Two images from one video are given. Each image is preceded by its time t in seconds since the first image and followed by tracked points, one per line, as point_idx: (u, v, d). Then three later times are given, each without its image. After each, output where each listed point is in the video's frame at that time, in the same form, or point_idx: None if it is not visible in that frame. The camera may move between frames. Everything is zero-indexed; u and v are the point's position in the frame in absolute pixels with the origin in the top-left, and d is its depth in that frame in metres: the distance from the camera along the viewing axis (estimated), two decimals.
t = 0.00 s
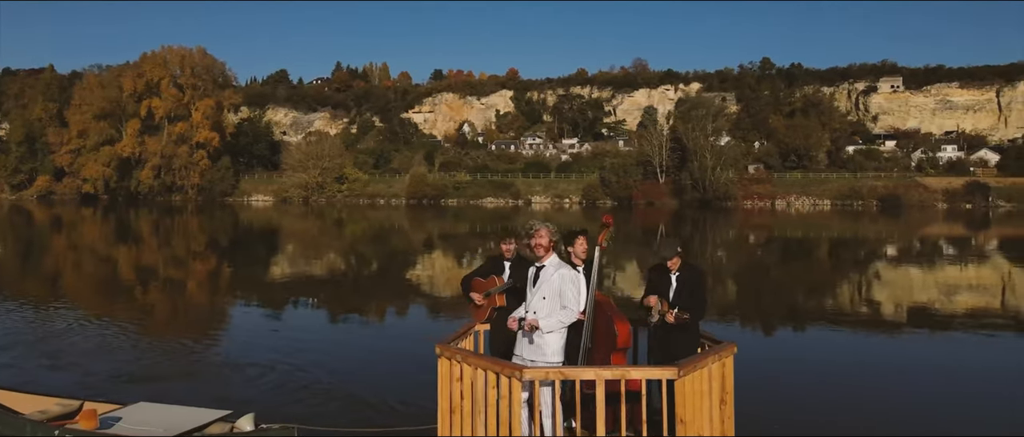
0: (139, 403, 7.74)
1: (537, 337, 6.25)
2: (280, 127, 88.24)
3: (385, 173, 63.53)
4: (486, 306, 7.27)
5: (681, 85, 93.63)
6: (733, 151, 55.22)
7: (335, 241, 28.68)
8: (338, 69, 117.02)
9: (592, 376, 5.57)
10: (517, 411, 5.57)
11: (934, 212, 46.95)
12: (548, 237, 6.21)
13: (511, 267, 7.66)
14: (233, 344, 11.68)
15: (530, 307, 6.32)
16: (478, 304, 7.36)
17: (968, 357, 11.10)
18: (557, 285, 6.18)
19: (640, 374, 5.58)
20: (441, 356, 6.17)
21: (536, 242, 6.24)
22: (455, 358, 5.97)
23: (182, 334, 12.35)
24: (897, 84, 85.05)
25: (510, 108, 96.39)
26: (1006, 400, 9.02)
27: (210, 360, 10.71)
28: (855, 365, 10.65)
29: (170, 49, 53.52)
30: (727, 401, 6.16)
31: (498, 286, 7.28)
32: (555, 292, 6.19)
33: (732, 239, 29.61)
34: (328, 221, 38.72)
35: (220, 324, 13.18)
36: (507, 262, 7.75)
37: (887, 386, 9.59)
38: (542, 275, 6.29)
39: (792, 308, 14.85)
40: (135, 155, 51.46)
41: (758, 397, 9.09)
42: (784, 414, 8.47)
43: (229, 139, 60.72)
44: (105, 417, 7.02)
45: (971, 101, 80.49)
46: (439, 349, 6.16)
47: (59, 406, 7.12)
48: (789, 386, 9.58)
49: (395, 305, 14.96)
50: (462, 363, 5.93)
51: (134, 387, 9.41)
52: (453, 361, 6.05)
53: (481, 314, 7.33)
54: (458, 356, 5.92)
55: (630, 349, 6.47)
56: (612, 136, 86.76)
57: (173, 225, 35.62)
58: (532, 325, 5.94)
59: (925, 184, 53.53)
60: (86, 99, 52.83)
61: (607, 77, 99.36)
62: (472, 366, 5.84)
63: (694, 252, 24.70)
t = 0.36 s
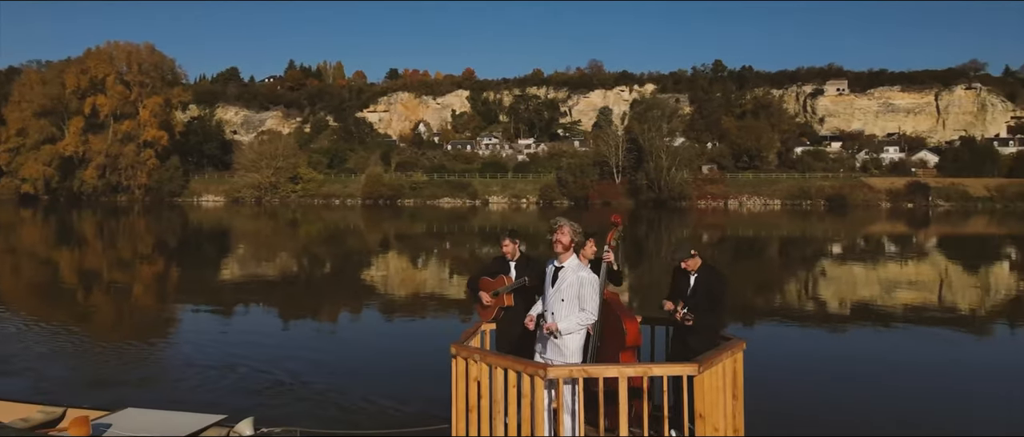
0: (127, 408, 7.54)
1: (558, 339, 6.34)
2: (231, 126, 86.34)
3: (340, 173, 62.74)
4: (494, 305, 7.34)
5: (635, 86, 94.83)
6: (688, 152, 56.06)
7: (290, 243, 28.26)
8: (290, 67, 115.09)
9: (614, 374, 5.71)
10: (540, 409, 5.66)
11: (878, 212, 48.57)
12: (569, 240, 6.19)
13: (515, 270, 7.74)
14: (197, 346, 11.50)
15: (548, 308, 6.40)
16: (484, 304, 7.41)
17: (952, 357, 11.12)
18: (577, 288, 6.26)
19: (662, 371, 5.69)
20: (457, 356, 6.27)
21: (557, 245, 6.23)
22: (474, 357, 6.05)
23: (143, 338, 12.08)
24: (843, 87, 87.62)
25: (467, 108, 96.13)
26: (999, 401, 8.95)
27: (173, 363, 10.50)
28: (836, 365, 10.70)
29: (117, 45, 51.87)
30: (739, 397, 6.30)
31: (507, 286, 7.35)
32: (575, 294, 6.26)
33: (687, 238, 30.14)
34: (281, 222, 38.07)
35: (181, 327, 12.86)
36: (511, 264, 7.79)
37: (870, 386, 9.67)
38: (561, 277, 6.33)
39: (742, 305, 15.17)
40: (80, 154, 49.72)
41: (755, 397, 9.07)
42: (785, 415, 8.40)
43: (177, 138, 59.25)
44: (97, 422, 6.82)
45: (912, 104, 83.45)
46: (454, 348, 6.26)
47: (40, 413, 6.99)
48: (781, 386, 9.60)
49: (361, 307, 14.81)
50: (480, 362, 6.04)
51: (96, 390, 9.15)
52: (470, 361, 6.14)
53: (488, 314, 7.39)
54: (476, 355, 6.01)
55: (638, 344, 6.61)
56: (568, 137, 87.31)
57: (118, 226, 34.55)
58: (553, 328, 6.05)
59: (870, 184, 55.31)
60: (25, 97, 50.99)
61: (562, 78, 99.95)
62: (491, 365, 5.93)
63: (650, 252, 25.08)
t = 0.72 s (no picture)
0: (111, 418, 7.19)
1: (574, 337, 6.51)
2: (165, 124, 83.57)
3: (282, 173, 61.46)
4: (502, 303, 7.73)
5: (578, 88, 95.87)
6: (631, 153, 56.88)
7: (229, 244, 27.49)
8: (228, 64, 112.09)
9: (639, 370, 5.78)
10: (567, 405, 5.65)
11: (812, 211, 50.40)
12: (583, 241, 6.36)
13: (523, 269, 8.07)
14: (151, 349, 11.25)
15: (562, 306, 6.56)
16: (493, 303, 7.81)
17: (929, 355, 11.22)
18: (592, 286, 6.41)
19: (684, 366, 5.75)
20: (473, 355, 6.28)
21: (570, 247, 6.41)
22: (493, 356, 6.07)
23: (89, 341, 11.76)
24: (778, 91, 90.50)
25: (410, 107, 95.54)
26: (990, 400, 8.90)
27: (130, 367, 10.23)
28: (817, 364, 10.67)
29: (42, 38, 49.57)
30: (747, 391, 6.41)
31: (513, 286, 7.68)
32: (591, 293, 6.42)
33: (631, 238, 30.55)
34: (220, 223, 37.11)
35: (132, 332, 12.48)
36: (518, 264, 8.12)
37: (852, 383, 9.70)
38: (575, 276, 6.49)
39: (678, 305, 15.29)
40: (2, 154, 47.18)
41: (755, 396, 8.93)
42: (785, 416, 8.26)
43: (108, 136, 57.07)
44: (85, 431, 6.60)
45: (842, 108, 86.79)
46: (470, 348, 6.27)
47: (16, 423, 7.31)
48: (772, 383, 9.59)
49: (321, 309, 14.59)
50: (500, 361, 6.06)
51: (50, 396, 8.84)
52: (489, 359, 6.17)
53: (495, 313, 7.80)
54: (496, 353, 6.02)
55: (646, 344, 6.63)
56: (512, 137, 87.44)
57: (45, 228, 33.07)
58: (571, 326, 6.21)
59: (804, 184, 57.32)
60: None
61: (507, 79, 100.37)
62: (512, 363, 5.94)
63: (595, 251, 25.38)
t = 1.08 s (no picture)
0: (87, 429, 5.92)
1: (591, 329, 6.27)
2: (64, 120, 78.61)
3: (195, 173, 58.91)
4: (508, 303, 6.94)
5: (501, 88, 96.34)
6: (556, 154, 57.59)
7: (139, 247, 26.12)
8: (132, 58, 106.41)
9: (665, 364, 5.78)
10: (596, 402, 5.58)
11: (727, 210, 52.51)
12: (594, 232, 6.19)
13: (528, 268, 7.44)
14: (83, 357, 10.73)
15: (574, 301, 6.37)
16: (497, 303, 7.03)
17: (894, 353, 11.32)
18: (607, 277, 6.28)
19: (707, 359, 5.87)
20: (495, 353, 6.22)
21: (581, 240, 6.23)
22: (519, 354, 5.97)
23: (10, 350, 11.11)
24: (694, 94, 93.59)
25: (330, 106, 93.68)
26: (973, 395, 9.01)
27: (67, 376, 9.69)
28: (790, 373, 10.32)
29: None
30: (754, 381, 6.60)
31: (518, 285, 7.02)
32: (605, 285, 6.28)
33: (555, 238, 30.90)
34: (127, 225, 35.26)
35: (56, 341, 11.83)
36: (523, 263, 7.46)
37: (838, 387, 9.53)
38: (587, 269, 6.32)
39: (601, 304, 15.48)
40: None
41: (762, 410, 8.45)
42: (814, 427, 7.83)
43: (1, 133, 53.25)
44: None
45: (752, 111, 90.47)
46: (492, 346, 6.22)
47: None
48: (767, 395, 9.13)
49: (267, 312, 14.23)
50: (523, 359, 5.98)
51: None
52: (512, 357, 6.11)
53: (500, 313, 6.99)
54: (520, 351, 5.95)
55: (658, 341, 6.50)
56: (434, 137, 86.84)
57: None
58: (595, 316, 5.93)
59: (719, 184, 59.51)
60: None
61: (430, 78, 99.85)
62: (537, 359, 5.86)
63: (519, 252, 25.53)
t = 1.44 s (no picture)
0: None
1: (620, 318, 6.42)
2: None
3: (80, 173, 55.10)
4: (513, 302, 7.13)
5: (409, 87, 95.53)
6: (466, 154, 57.52)
7: (13, 253, 24.05)
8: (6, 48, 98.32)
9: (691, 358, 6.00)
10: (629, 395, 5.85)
11: (633, 210, 54.16)
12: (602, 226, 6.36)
13: (532, 264, 7.33)
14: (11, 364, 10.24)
15: (595, 297, 6.41)
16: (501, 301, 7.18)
17: (872, 348, 11.45)
18: (618, 269, 6.50)
19: (727, 348, 6.11)
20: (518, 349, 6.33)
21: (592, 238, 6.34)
22: (544, 349, 6.10)
23: None
24: (599, 96, 95.77)
25: (228, 104, 90.28)
26: (964, 395, 9.10)
27: None
28: (781, 368, 10.43)
29: None
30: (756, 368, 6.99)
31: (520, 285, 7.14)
32: (618, 275, 6.50)
33: (465, 238, 30.76)
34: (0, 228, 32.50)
35: None
36: (528, 260, 7.34)
37: (822, 381, 9.73)
38: (601, 264, 6.44)
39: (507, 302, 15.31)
40: None
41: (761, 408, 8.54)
42: (816, 427, 7.98)
43: None
44: None
45: (655, 113, 93.38)
46: (514, 342, 6.31)
47: None
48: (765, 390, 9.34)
49: (176, 317, 13.77)
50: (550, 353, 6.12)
51: None
52: (535, 353, 6.24)
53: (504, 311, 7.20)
54: (545, 347, 6.08)
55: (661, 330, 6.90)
56: (339, 136, 84.69)
57: None
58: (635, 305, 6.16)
59: (626, 185, 61.14)
60: None
61: (336, 76, 97.81)
62: (564, 354, 6.01)
63: (428, 253, 25.12)
